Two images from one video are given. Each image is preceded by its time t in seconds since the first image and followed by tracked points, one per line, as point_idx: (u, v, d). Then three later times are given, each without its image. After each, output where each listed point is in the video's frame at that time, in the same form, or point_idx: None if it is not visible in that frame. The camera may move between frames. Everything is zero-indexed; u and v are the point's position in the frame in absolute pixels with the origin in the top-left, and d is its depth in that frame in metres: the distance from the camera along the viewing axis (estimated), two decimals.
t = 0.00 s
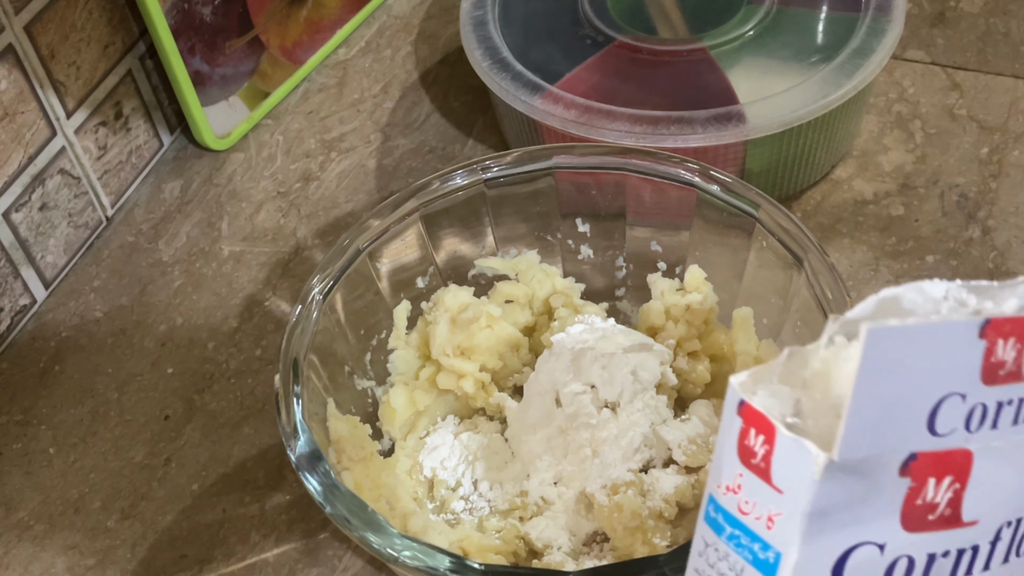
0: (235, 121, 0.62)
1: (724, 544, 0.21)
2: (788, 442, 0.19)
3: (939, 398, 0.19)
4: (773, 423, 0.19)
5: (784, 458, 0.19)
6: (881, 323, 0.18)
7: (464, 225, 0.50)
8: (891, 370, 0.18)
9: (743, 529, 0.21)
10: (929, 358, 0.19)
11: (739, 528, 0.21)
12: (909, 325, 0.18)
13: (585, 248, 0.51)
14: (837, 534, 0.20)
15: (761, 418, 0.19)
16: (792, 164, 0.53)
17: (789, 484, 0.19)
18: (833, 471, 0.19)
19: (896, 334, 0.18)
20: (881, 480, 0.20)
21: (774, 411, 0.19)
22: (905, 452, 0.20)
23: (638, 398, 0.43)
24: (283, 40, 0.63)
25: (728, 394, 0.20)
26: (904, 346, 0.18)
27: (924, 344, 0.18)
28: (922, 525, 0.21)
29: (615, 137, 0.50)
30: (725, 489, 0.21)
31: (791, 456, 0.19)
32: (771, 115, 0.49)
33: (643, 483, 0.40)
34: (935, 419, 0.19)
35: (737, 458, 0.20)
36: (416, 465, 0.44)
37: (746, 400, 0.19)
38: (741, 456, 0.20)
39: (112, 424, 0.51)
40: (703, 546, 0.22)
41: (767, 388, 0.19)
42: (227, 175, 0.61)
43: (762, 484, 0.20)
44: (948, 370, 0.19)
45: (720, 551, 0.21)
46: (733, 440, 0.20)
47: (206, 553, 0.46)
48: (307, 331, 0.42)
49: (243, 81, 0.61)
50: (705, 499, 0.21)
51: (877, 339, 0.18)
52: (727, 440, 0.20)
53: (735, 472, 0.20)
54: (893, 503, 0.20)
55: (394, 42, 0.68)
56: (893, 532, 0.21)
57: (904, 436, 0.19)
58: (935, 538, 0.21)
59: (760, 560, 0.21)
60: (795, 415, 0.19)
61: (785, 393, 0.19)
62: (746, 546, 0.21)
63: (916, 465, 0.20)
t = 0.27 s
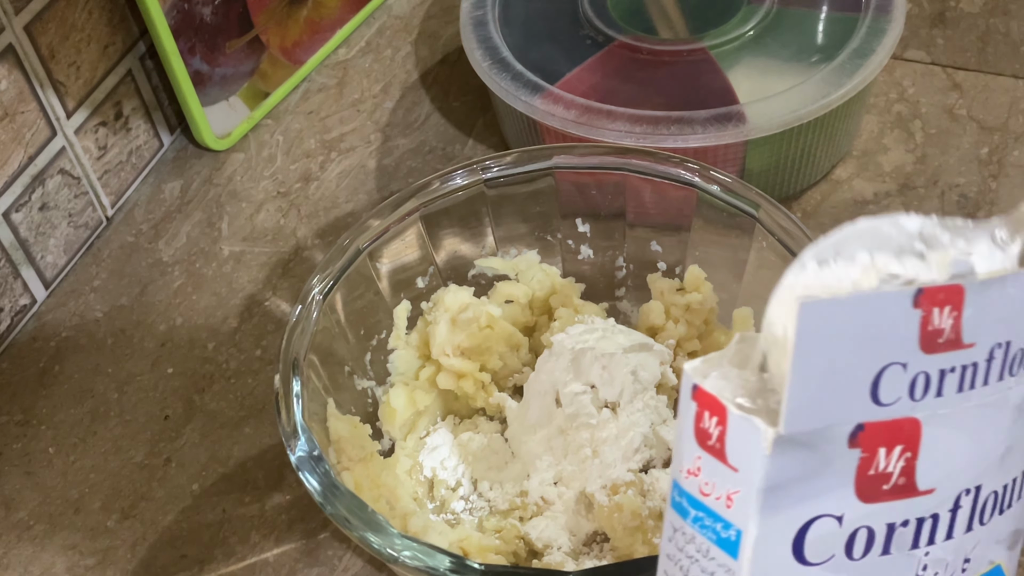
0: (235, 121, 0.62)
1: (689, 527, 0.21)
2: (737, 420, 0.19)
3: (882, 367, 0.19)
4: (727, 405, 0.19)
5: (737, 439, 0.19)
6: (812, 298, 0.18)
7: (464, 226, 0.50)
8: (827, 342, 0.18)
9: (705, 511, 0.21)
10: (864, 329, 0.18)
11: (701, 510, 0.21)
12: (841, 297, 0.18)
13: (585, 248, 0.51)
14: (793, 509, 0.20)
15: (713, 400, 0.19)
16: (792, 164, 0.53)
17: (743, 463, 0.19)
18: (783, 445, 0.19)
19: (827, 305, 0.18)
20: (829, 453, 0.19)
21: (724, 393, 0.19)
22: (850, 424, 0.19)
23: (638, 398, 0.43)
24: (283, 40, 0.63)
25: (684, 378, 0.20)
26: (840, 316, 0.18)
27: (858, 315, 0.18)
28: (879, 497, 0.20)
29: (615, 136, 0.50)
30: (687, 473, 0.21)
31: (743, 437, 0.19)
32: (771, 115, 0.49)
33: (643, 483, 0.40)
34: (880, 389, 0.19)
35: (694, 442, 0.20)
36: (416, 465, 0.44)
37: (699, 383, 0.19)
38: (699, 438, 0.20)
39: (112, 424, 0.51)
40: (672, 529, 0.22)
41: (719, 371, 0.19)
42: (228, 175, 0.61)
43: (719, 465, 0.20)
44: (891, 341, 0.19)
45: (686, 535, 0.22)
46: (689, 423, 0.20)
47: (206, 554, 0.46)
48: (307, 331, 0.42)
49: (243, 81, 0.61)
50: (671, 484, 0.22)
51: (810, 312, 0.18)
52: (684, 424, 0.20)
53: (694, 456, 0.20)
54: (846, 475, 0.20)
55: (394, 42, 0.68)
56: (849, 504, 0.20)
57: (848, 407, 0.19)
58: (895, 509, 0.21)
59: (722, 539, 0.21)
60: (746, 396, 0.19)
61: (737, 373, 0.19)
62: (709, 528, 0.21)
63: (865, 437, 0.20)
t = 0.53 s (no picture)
0: (235, 121, 0.62)
1: (659, 505, 0.22)
2: (696, 391, 0.20)
3: (833, 331, 0.19)
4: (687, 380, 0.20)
5: (697, 411, 0.20)
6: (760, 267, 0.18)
7: (464, 225, 0.50)
8: (777, 308, 0.19)
9: (672, 486, 0.22)
10: (814, 295, 0.19)
11: (669, 486, 0.22)
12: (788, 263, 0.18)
13: (585, 248, 0.51)
14: (759, 477, 0.21)
15: (673, 375, 0.20)
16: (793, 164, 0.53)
17: (704, 432, 0.20)
18: (741, 413, 0.20)
19: (773, 275, 0.18)
20: (786, 418, 0.20)
21: (682, 366, 0.20)
22: (807, 389, 0.20)
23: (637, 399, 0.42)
24: (283, 40, 0.63)
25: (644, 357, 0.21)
26: (788, 283, 0.19)
27: (805, 281, 0.19)
28: (842, 462, 0.21)
29: (615, 136, 0.50)
30: (653, 450, 0.22)
31: (702, 408, 0.20)
32: (771, 115, 0.49)
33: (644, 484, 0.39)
34: (832, 353, 0.20)
35: (658, 418, 0.21)
36: (416, 465, 0.44)
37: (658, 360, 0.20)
38: (661, 413, 0.21)
39: (112, 424, 0.51)
40: (643, 510, 0.23)
41: (676, 348, 0.20)
42: (228, 175, 0.61)
43: (682, 438, 0.21)
44: (840, 305, 0.19)
45: (657, 513, 0.22)
46: (653, 401, 0.21)
47: (206, 554, 0.46)
48: (307, 331, 0.42)
49: (243, 81, 0.61)
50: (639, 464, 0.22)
51: (755, 280, 0.18)
52: (647, 401, 0.21)
53: (658, 432, 0.21)
54: (807, 442, 0.21)
55: (394, 41, 0.68)
56: (813, 470, 0.21)
57: (802, 372, 0.20)
58: (858, 474, 0.21)
59: (690, 512, 0.21)
60: (704, 367, 0.20)
61: (695, 348, 0.20)
62: (677, 502, 0.22)
63: (822, 402, 0.20)
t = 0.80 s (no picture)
0: (235, 121, 0.62)
1: (660, 558, 0.23)
2: (684, 448, 0.21)
3: (813, 378, 0.21)
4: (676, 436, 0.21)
5: (688, 468, 0.21)
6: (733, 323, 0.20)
7: (464, 225, 0.49)
8: (754, 360, 0.20)
9: (671, 540, 0.22)
10: (791, 346, 0.20)
11: (668, 540, 0.22)
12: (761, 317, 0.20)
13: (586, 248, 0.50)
14: (754, 527, 0.21)
15: (661, 433, 0.21)
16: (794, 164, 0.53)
17: (695, 488, 0.21)
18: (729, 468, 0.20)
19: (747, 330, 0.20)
20: (780, 469, 0.21)
21: (670, 423, 0.21)
22: (794, 438, 0.21)
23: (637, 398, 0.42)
24: (283, 40, 0.63)
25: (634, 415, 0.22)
26: (763, 335, 0.20)
27: (780, 333, 0.20)
28: (834, 506, 0.22)
29: (615, 136, 0.50)
30: (650, 505, 0.22)
31: (693, 464, 0.21)
32: (771, 115, 0.49)
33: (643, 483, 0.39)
34: (816, 402, 0.21)
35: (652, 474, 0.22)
36: (416, 466, 0.44)
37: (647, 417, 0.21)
38: (655, 469, 0.22)
39: (112, 424, 0.51)
40: (645, 562, 0.24)
41: (662, 405, 0.21)
42: (227, 175, 0.61)
43: (676, 493, 0.21)
44: (818, 354, 0.20)
45: (658, 565, 0.23)
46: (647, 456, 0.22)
47: (205, 554, 0.46)
48: (307, 331, 0.42)
49: (243, 81, 0.61)
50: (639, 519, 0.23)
51: (731, 338, 0.19)
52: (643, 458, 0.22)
53: (654, 488, 0.22)
54: (799, 489, 0.21)
55: (394, 41, 0.68)
56: (807, 516, 0.22)
57: (788, 421, 0.21)
58: (854, 517, 0.22)
59: (690, 566, 0.22)
60: (691, 424, 0.21)
61: (680, 405, 0.21)
62: (677, 556, 0.22)
63: (810, 449, 0.21)
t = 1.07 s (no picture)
0: (235, 121, 0.62)
1: None
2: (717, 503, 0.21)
3: (845, 432, 0.21)
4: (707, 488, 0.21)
5: (720, 520, 0.21)
6: (763, 381, 0.20)
7: (464, 225, 0.50)
8: (786, 416, 0.21)
9: None
10: (823, 399, 0.21)
11: None
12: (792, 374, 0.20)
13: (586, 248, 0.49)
14: None
15: (693, 486, 0.21)
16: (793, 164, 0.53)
17: (728, 541, 0.21)
18: (762, 522, 0.21)
19: (778, 387, 0.20)
20: (813, 520, 0.22)
21: (702, 474, 0.21)
22: (827, 490, 0.22)
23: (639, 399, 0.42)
24: (283, 40, 0.63)
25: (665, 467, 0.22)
26: (795, 391, 0.21)
27: (812, 389, 0.21)
28: (868, 553, 0.22)
29: (615, 136, 0.50)
30: (686, 553, 0.23)
31: (725, 517, 0.21)
32: (771, 115, 0.49)
33: (643, 484, 0.40)
34: (848, 453, 0.22)
35: (686, 525, 0.22)
36: (416, 466, 0.44)
37: (677, 469, 0.22)
38: (688, 521, 0.22)
39: (112, 424, 0.51)
40: None
41: (693, 458, 0.22)
42: (227, 175, 0.61)
43: (709, 544, 0.22)
44: (849, 407, 0.21)
45: None
46: (680, 508, 0.22)
47: (205, 554, 0.46)
48: (307, 331, 0.42)
49: (243, 81, 0.61)
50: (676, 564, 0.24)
51: (761, 396, 0.20)
52: (676, 509, 0.23)
53: (688, 537, 0.23)
54: (833, 538, 0.22)
55: (394, 41, 0.68)
56: (842, 564, 0.22)
57: (821, 474, 0.21)
58: (890, 562, 0.23)
59: None
60: (723, 476, 0.21)
61: (711, 457, 0.22)
62: None
63: (843, 500, 0.22)
